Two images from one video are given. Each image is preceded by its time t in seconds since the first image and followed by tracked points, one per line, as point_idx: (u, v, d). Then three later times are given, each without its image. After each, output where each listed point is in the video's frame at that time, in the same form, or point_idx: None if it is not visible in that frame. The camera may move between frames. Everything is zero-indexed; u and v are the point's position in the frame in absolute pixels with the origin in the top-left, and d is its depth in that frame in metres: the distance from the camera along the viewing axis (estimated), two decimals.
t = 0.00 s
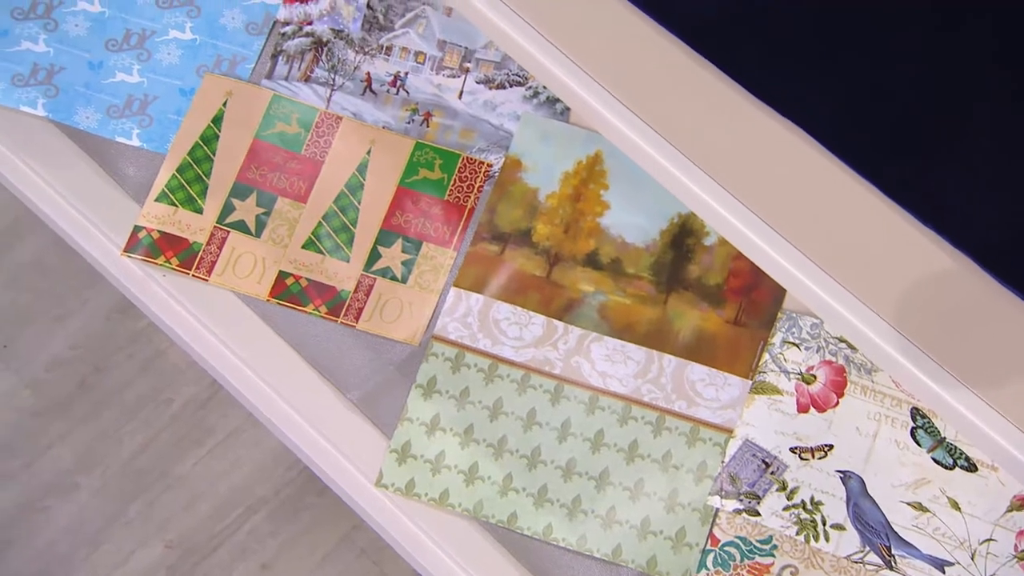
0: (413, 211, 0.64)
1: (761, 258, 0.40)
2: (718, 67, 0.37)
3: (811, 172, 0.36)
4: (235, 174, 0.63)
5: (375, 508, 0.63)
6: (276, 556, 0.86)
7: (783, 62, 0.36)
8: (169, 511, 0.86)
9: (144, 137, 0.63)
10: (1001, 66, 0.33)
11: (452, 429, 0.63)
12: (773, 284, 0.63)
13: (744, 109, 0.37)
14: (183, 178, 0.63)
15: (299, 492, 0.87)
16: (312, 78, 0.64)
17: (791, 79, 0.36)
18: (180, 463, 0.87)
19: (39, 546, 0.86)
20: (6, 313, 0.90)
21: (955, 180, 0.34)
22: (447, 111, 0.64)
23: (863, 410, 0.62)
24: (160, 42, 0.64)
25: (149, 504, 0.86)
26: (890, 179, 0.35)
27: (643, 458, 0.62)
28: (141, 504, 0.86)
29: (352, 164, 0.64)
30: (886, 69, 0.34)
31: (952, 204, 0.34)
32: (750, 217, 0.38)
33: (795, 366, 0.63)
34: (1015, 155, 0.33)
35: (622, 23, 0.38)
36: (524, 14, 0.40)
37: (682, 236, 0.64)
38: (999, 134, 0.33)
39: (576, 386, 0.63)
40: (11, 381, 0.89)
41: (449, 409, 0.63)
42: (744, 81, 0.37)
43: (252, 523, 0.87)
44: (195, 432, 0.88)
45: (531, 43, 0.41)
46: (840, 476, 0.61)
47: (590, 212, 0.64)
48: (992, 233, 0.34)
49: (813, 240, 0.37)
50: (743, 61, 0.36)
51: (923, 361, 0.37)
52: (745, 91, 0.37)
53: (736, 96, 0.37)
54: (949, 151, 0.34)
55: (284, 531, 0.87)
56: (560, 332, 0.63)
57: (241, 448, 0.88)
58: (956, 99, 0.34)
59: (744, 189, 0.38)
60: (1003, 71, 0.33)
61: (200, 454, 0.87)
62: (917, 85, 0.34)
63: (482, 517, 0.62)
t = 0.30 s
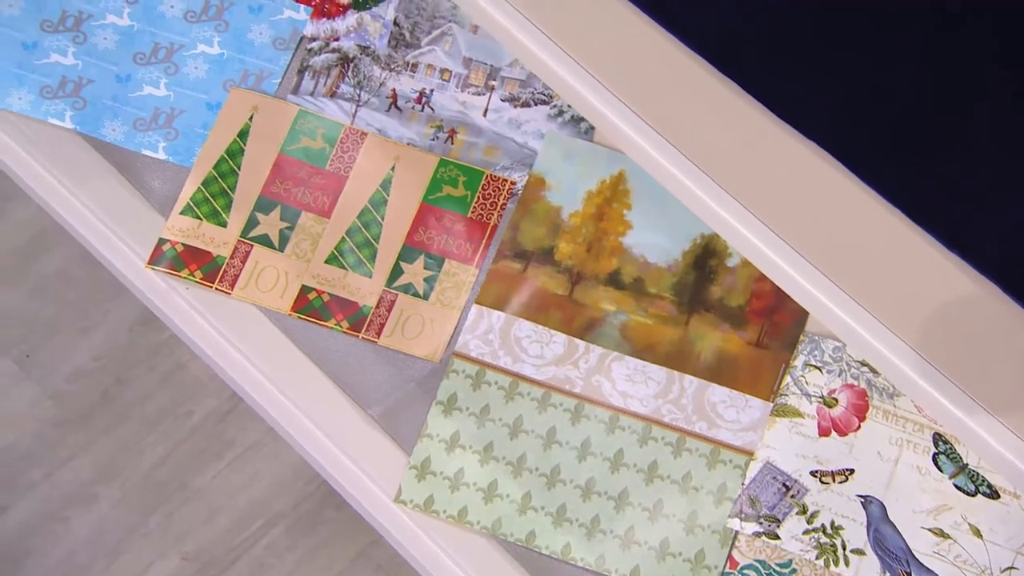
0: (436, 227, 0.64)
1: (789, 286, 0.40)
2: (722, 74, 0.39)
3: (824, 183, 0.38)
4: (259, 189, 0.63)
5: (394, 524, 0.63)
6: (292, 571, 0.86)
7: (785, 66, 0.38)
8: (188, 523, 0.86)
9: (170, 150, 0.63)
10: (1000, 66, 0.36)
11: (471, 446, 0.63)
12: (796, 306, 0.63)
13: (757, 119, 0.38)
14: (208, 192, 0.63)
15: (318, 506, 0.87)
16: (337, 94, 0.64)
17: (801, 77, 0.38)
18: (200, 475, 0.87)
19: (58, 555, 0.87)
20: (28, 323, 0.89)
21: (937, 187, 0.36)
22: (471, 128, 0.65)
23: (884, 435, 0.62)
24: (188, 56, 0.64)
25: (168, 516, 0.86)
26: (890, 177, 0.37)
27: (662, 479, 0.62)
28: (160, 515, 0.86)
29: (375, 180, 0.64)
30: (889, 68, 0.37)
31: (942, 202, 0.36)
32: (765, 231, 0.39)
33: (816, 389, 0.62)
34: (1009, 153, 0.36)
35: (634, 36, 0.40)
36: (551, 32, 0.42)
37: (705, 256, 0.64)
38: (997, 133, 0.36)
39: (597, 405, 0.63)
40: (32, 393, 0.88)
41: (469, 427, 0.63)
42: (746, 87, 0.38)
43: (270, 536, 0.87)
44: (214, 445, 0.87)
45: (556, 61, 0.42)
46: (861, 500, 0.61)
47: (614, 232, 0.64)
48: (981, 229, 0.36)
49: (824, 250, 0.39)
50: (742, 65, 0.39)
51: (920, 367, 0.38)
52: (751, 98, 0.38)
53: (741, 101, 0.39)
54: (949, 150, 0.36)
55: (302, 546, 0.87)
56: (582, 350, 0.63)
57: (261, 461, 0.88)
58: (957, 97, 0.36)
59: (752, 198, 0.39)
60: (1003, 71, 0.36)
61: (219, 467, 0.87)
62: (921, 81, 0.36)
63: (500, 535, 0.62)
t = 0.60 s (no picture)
0: (458, 248, 0.64)
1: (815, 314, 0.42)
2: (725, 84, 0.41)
3: (833, 203, 0.40)
4: (283, 207, 0.63)
5: (411, 544, 0.63)
6: None
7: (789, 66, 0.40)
8: (206, 539, 0.87)
9: (194, 168, 0.63)
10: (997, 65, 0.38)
11: (490, 468, 0.62)
12: (817, 332, 0.63)
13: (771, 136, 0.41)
14: (232, 210, 0.63)
15: (336, 524, 0.87)
16: (362, 113, 0.64)
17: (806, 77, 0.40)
18: (217, 491, 0.87)
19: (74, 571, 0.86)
20: (50, 335, 0.90)
21: (932, 190, 0.38)
22: (495, 150, 0.65)
23: (904, 463, 0.61)
24: (214, 75, 0.64)
25: (186, 531, 0.87)
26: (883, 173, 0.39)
27: (681, 504, 0.62)
28: (178, 531, 0.86)
29: (398, 201, 0.64)
30: (890, 67, 0.39)
31: (941, 202, 0.38)
32: (778, 246, 0.41)
33: (837, 416, 0.62)
34: (1006, 151, 0.37)
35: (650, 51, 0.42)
36: (573, 54, 0.44)
37: (727, 281, 0.64)
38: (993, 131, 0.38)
39: (616, 429, 0.63)
40: (52, 407, 0.89)
41: (488, 448, 0.63)
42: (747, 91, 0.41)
43: (286, 554, 0.87)
44: (232, 461, 0.88)
45: (572, 76, 0.44)
46: (881, 529, 0.61)
47: (635, 254, 0.64)
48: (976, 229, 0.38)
49: (837, 265, 0.40)
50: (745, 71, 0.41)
51: (928, 382, 0.40)
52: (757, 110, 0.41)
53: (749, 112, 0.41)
54: (949, 148, 0.38)
55: (319, 566, 0.87)
56: (602, 373, 0.63)
57: (279, 479, 0.88)
58: (957, 98, 0.38)
59: (766, 213, 0.41)
60: (1003, 71, 0.38)
61: (237, 483, 0.88)
62: (921, 80, 0.38)
63: (518, 557, 0.62)
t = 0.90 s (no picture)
0: (480, 268, 0.64)
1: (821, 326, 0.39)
2: (699, 61, 0.39)
3: (847, 223, 0.37)
4: (306, 225, 0.64)
5: (426, 564, 0.62)
6: None
7: (774, 44, 0.37)
8: (224, 555, 0.87)
9: (219, 185, 0.64)
10: (1015, 57, 0.34)
11: (509, 489, 0.61)
12: (839, 359, 0.63)
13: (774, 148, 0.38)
14: (256, 227, 0.63)
15: (351, 545, 0.87)
16: (387, 133, 0.65)
17: (790, 54, 0.37)
18: (235, 507, 0.88)
19: None
20: (74, 352, 0.90)
21: (913, 184, 0.36)
22: (518, 171, 0.66)
23: (926, 492, 0.61)
24: (240, 92, 0.66)
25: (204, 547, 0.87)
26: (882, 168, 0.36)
27: (700, 529, 0.61)
28: (196, 546, 0.87)
29: (421, 221, 0.64)
30: (890, 42, 0.36)
31: (947, 201, 0.35)
32: (796, 269, 0.39)
33: (858, 444, 0.62)
34: (993, 159, 0.34)
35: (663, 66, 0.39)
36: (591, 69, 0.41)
37: (749, 306, 0.64)
38: (988, 130, 0.34)
39: (636, 452, 0.62)
40: (74, 421, 0.89)
41: (507, 469, 0.62)
42: (722, 74, 0.38)
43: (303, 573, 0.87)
44: (251, 477, 0.88)
45: (574, 77, 0.41)
46: (901, 557, 0.60)
47: (658, 278, 0.64)
48: (948, 230, 0.35)
49: (850, 286, 0.37)
50: (720, 47, 0.38)
51: (950, 410, 0.36)
52: (746, 105, 0.38)
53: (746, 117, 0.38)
54: (936, 138, 0.35)
55: None
56: (622, 396, 0.63)
57: (297, 497, 0.88)
58: (959, 89, 0.35)
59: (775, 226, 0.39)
60: None
61: (256, 499, 0.88)
62: (920, 70, 0.35)
63: None
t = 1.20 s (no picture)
0: (501, 289, 0.64)
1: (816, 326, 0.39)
2: (704, 68, 0.38)
3: (850, 225, 0.36)
4: (328, 243, 0.64)
5: None
6: None
7: (774, 44, 0.37)
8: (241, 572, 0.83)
9: (242, 203, 0.65)
10: (1016, 58, 0.33)
11: (527, 510, 0.61)
12: (859, 385, 0.62)
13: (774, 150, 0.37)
14: (278, 245, 0.64)
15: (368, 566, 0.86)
16: (409, 152, 0.66)
17: (790, 53, 0.37)
18: (253, 524, 0.84)
19: None
20: (93, 366, 0.86)
21: (912, 184, 0.35)
22: (540, 192, 0.66)
23: (946, 521, 0.60)
24: (265, 110, 0.66)
25: (220, 566, 0.83)
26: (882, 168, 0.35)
27: (718, 554, 0.60)
28: (212, 564, 0.83)
29: (442, 240, 0.64)
30: (891, 43, 0.35)
31: (943, 201, 0.34)
32: (797, 272, 0.38)
33: (879, 471, 0.62)
34: (992, 158, 0.34)
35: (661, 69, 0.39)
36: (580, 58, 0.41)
37: (770, 330, 0.63)
38: (988, 130, 0.34)
39: (654, 475, 0.61)
40: (93, 436, 0.85)
41: (525, 490, 0.61)
42: (724, 76, 0.38)
43: None
44: (269, 494, 0.85)
45: (577, 80, 0.42)
46: None
47: (678, 301, 0.64)
48: (948, 231, 0.34)
49: (846, 288, 0.37)
50: (723, 51, 0.37)
51: (936, 407, 0.36)
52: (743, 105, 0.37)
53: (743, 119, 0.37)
54: (936, 138, 0.34)
55: None
56: (642, 420, 0.62)
57: (313, 514, 0.84)
58: (960, 88, 0.34)
59: (762, 212, 0.38)
60: None
61: (273, 516, 0.85)
62: (920, 69, 0.35)
63: None
